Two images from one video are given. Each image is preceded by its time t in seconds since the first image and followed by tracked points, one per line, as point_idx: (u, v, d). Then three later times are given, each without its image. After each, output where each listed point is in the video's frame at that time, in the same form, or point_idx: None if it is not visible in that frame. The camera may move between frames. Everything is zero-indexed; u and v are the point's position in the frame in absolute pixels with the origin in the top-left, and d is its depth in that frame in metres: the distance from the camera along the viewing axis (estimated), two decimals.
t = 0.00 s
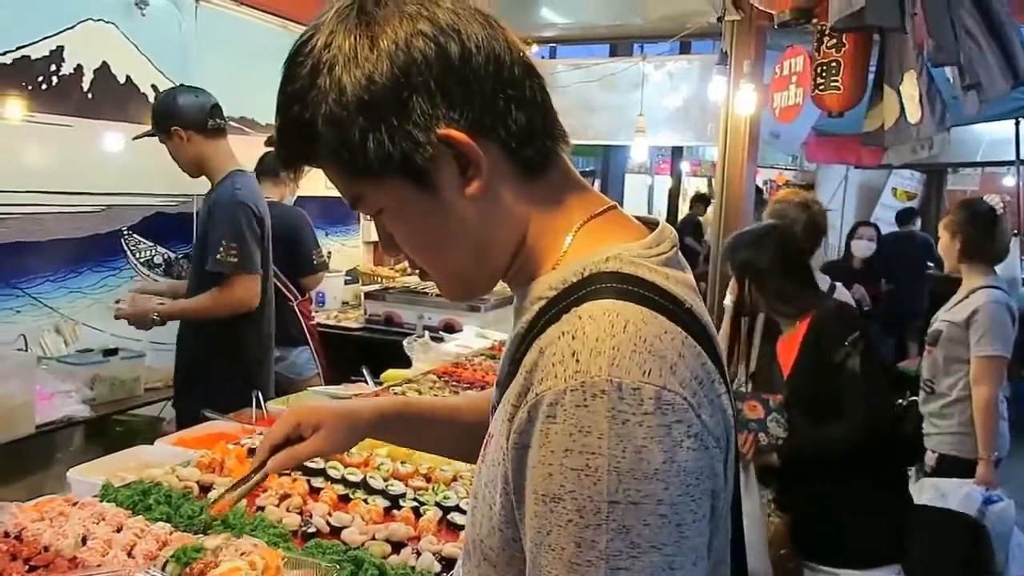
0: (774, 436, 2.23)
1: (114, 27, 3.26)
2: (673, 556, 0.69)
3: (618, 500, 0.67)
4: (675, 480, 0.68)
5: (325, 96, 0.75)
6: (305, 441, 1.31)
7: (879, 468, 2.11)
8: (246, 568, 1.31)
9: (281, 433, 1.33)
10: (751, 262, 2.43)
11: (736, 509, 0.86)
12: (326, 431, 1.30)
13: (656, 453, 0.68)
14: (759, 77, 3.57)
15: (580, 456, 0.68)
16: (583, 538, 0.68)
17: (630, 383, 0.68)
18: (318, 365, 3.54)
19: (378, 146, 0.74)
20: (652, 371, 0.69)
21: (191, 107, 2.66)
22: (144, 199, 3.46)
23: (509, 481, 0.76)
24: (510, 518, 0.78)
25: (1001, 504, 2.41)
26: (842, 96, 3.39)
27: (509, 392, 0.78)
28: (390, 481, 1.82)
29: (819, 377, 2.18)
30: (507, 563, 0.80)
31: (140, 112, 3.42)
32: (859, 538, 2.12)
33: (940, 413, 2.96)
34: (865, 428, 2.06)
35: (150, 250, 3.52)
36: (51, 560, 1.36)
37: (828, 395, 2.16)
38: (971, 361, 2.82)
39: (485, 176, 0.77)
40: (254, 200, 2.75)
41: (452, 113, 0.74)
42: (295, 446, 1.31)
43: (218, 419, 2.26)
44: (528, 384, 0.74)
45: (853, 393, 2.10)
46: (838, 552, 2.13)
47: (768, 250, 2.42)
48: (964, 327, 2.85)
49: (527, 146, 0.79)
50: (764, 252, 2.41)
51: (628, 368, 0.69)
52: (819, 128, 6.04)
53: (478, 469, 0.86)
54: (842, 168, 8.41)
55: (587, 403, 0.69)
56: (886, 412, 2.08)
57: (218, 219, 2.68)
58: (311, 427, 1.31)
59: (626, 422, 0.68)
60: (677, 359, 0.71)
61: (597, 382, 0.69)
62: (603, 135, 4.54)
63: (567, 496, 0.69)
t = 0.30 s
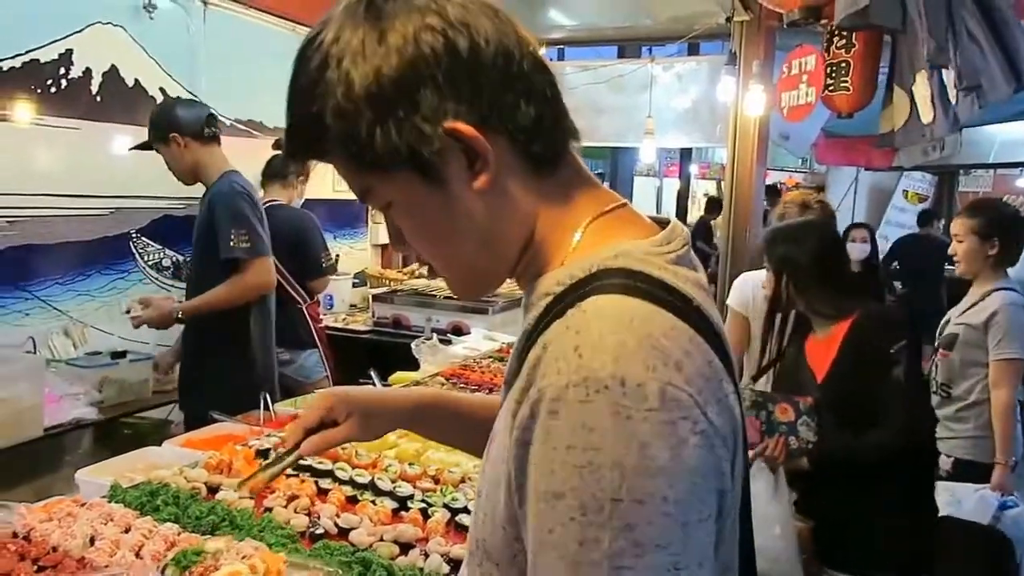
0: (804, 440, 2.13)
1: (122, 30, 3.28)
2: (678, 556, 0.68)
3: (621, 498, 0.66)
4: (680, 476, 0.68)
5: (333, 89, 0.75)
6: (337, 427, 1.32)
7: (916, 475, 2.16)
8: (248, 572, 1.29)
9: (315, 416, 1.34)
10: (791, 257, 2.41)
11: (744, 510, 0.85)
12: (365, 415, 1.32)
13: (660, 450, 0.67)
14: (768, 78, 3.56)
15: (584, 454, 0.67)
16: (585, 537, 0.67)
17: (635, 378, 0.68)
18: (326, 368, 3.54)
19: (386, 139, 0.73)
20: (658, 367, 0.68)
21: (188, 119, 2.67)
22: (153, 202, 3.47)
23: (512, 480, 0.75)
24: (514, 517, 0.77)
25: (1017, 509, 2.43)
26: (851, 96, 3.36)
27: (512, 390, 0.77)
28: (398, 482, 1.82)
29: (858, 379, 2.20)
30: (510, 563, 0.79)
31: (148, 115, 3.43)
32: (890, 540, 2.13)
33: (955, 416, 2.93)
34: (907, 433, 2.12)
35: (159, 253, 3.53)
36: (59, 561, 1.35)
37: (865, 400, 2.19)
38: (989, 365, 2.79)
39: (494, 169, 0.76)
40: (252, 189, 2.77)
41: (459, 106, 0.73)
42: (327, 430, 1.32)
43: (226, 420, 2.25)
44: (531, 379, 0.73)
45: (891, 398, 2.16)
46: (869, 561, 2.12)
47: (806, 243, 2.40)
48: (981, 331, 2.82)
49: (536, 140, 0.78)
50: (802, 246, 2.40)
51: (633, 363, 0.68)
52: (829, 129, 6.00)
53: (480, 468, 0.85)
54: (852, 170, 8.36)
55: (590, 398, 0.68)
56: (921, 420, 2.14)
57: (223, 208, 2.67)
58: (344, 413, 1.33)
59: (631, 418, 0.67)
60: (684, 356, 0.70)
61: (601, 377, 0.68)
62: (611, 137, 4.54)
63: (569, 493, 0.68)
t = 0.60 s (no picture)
0: (854, 436, 2.07)
1: (135, 23, 3.28)
2: (691, 550, 0.67)
3: (632, 487, 0.65)
4: (694, 467, 0.66)
5: (353, 63, 0.74)
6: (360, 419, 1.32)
7: (972, 486, 1.98)
8: (264, 556, 1.27)
9: (337, 408, 1.35)
10: (846, 242, 2.31)
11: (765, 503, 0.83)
12: (388, 405, 1.31)
13: (674, 439, 0.66)
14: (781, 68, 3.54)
15: (595, 440, 0.67)
16: (595, 526, 0.66)
17: (650, 363, 0.67)
18: (339, 359, 3.56)
19: (405, 114, 0.73)
20: (672, 353, 0.68)
21: (193, 110, 2.68)
22: (167, 194, 3.49)
23: (524, 467, 0.74)
24: (527, 504, 0.76)
25: None
26: (868, 85, 3.32)
27: (528, 373, 0.77)
28: (412, 471, 1.82)
29: (918, 376, 2.04)
30: (522, 550, 0.78)
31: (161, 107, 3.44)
32: (934, 553, 1.96)
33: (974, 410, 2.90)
34: (966, 439, 1.94)
35: (173, 245, 3.54)
36: (78, 547, 1.37)
37: (923, 400, 2.03)
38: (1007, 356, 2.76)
39: (514, 148, 0.76)
40: (257, 184, 2.75)
41: (480, 81, 0.73)
42: (350, 420, 1.32)
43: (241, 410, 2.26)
44: (544, 363, 0.73)
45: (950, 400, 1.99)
46: (909, 571, 1.98)
47: (863, 229, 2.30)
48: (1001, 322, 2.79)
49: (559, 119, 0.77)
50: (857, 234, 2.30)
51: (648, 349, 0.67)
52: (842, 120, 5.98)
53: (493, 456, 0.85)
54: (866, 161, 8.28)
55: (603, 382, 0.67)
56: (985, 428, 1.96)
57: (225, 204, 2.66)
58: (365, 404, 1.33)
59: (644, 405, 0.66)
60: (702, 343, 0.69)
61: (614, 362, 0.67)
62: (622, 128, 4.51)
63: (579, 480, 0.67)
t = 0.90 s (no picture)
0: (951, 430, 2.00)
1: (159, 3, 3.29)
2: (724, 535, 0.63)
3: (662, 466, 0.62)
4: (729, 448, 0.63)
5: (383, 29, 0.74)
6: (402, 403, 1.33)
7: None
8: (297, 526, 1.27)
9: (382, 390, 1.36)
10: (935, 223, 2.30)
11: (806, 486, 0.80)
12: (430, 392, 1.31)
13: (708, 417, 0.63)
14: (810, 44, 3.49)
15: (623, 417, 0.63)
16: (623, 506, 0.63)
17: (684, 338, 0.63)
18: (363, 339, 3.60)
19: (434, 80, 0.72)
20: (709, 329, 0.64)
21: (226, 85, 2.71)
22: (193, 175, 3.51)
23: (552, 444, 0.72)
24: (555, 483, 0.73)
25: None
26: (900, 62, 3.28)
27: (558, 348, 0.74)
28: (439, 447, 1.82)
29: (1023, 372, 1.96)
30: (550, 530, 0.76)
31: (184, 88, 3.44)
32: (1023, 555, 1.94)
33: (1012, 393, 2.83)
34: None
35: (198, 226, 3.56)
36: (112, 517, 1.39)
37: None
38: None
39: (548, 116, 0.74)
40: (264, 163, 2.73)
41: (512, 46, 0.71)
42: (395, 404, 1.33)
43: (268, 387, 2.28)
44: (573, 339, 0.70)
45: None
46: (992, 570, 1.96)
47: (951, 208, 2.29)
48: None
49: (593, 85, 0.74)
50: (950, 213, 2.28)
51: (682, 323, 0.64)
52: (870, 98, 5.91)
53: (522, 436, 0.82)
54: (894, 141, 8.15)
55: (633, 357, 0.64)
56: None
57: (230, 183, 2.66)
58: (407, 388, 1.33)
59: (677, 381, 0.63)
60: (740, 319, 0.66)
61: (646, 336, 0.64)
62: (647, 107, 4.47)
63: (607, 459, 0.64)
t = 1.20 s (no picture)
0: None
1: None
2: (757, 522, 0.60)
3: (693, 448, 0.58)
4: (766, 431, 0.59)
5: None
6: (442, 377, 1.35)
7: None
8: (333, 498, 1.30)
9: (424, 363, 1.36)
10: None
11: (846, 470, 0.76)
12: (475, 360, 1.33)
13: (745, 399, 0.59)
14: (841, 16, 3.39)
15: (654, 396, 0.60)
16: (651, 488, 0.60)
17: (720, 314, 0.60)
18: (387, 316, 3.63)
19: (468, 47, 0.71)
20: (747, 305, 0.60)
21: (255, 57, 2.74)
22: (218, 152, 3.52)
23: (580, 422, 0.69)
24: (583, 462, 0.70)
25: None
26: (933, 35, 3.26)
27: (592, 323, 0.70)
28: (464, 422, 1.82)
29: None
30: (578, 512, 0.72)
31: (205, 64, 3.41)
32: None
33: None
34: None
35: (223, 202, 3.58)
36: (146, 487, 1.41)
37: None
38: None
39: (585, 84, 0.72)
40: (277, 139, 2.70)
41: (548, 11, 0.70)
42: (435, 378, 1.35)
43: (295, 362, 2.30)
44: (605, 313, 0.66)
45: None
46: None
47: None
48: None
49: (634, 51, 0.72)
50: None
51: (719, 300, 0.60)
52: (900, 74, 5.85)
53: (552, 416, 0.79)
54: (923, 119, 8.01)
55: (666, 333, 0.60)
56: None
57: (241, 156, 2.63)
58: (449, 362, 1.35)
59: (712, 359, 0.59)
60: (781, 296, 0.62)
61: (680, 311, 0.60)
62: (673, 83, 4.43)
63: (637, 438, 0.60)
